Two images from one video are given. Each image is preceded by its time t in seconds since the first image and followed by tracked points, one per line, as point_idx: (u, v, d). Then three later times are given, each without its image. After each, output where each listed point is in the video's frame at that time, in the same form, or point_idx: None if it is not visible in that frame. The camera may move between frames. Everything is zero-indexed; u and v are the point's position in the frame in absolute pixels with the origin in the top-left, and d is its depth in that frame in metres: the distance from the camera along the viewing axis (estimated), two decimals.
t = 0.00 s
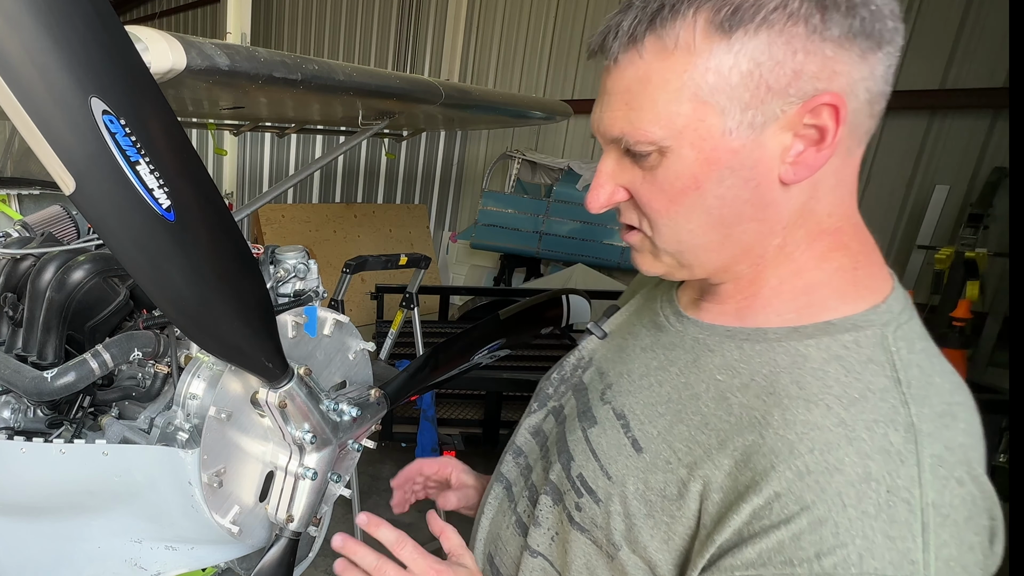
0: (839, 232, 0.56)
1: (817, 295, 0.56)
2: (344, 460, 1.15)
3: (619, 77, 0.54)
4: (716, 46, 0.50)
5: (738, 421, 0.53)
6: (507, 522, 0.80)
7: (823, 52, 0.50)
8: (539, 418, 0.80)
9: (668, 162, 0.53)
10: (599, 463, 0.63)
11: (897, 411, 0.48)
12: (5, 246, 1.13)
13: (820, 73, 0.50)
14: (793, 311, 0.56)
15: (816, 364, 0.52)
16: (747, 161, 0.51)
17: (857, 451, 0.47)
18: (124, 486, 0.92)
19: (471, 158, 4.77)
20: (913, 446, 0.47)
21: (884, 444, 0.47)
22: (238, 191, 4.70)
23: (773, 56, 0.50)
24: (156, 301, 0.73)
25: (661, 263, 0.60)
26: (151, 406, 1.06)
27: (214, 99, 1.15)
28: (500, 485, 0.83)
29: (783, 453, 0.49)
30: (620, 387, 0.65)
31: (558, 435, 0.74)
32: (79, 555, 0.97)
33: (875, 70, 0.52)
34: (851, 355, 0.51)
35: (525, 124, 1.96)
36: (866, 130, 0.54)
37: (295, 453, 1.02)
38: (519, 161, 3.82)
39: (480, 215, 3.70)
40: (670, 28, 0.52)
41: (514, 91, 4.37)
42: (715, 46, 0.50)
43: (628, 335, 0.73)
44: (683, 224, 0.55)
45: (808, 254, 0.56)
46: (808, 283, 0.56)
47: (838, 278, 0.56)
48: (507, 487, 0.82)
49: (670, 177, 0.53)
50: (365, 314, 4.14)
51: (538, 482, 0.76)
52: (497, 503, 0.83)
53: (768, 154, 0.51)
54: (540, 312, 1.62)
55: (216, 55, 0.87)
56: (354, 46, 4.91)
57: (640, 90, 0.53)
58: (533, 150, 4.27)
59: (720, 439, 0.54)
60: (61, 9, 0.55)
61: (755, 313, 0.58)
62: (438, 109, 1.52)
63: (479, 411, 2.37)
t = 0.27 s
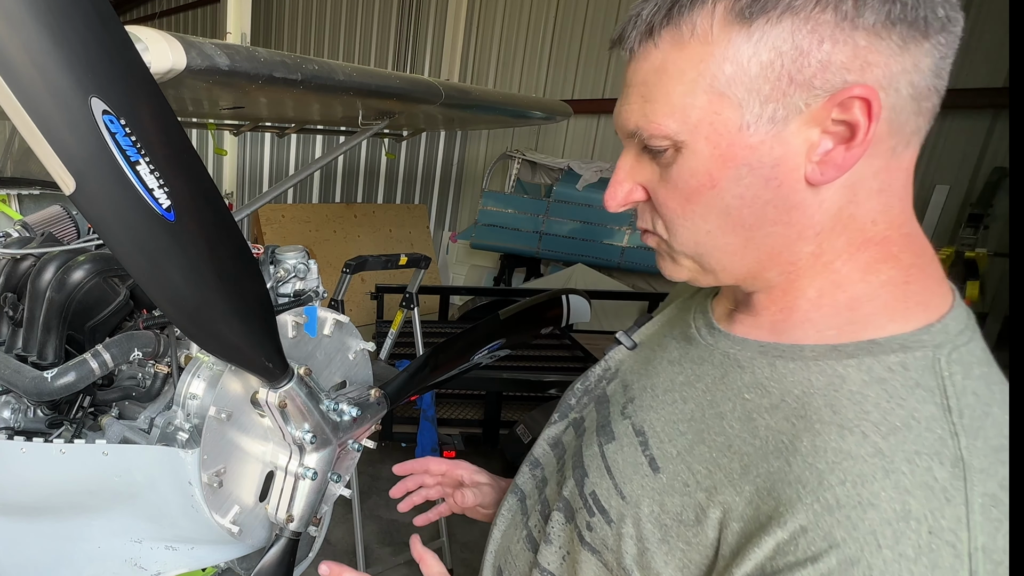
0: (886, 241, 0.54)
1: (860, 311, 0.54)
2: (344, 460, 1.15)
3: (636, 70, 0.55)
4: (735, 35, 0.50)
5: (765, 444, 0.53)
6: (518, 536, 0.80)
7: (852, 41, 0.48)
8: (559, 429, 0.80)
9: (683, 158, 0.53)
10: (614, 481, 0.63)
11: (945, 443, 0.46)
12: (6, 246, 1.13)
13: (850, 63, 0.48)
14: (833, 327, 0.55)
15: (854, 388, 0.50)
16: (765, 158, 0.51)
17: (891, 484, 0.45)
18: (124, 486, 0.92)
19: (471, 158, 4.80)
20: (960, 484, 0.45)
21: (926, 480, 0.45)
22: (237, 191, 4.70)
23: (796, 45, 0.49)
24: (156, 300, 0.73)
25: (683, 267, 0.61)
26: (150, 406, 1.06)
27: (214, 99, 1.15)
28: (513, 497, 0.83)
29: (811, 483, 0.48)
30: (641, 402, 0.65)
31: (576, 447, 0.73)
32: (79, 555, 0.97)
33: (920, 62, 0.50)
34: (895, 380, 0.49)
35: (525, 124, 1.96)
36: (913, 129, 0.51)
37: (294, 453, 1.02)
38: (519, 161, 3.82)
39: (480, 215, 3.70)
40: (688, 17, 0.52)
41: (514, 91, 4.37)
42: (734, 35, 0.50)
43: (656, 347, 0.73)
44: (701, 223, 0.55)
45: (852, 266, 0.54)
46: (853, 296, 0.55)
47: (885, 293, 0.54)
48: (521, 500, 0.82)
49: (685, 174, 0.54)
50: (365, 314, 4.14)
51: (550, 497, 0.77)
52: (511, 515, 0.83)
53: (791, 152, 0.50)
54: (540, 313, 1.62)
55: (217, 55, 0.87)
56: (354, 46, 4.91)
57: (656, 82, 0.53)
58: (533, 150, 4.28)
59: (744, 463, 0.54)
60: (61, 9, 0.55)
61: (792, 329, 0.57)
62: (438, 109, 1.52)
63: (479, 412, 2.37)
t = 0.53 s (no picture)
0: (916, 251, 0.51)
1: (887, 326, 0.52)
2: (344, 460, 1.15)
3: (647, 68, 0.55)
4: (748, 32, 0.49)
5: (776, 466, 0.51)
6: (525, 547, 0.82)
7: (873, 38, 0.46)
8: (570, 438, 0.81)
9: (692, 160, 0.53)
10: (619, 497, 0.63)
11: (970, 471, 0.43)
12: (6, 246, 1.13)
13: (873, 62, 0.46)
14: (856, 343, 0.53)
15: (873, 410, 0.48)
16: (778, 161, 0.50)
17: (905, 514, 0.44)
18: (124, 486, 0.92)
19: (471, 158, 4.80)
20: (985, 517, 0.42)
21: (945, 511, 0.43)
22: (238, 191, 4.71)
23: (814, 43, 0.47)
24: (156, 300, 0.73)
25: (696, 273, 0.60)
26: (150, 406, 1.06)
27: (214, 99, 1.15)
28: (524, 506, 0.85)
29: (821, 509, 0.46)
30: (653, 417, 0.65)
31: (586, 459, 0.74)
32: (79, 555, 0.97)
33: (953, 62, 0.47)
34: (919, 402, 0.47)
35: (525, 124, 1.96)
36: (944, 133, 0.49)
37: (294, 453, 1.02)
38: (519, 161, 3.82)
39: (480, 215, 3.70)
40: (700, 13, 0.51)
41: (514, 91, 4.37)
42: (747, 32, 0.49)
43: (673, 357, 0.73)
44: (711, 228, 0.55)
45: (878, 278, 0.52)
46: (883, 310, 0.52)
47: (917, 307, 0.51)
48: (531, 510, 0.84)
49: (694, 177, 0.53)
50: (364, 314, 4.14)
51: (557, 507, 0.78)
52: (520, 524, 0.85)
53: (805, 156, 0.49)
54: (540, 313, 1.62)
55: (216, 55, 0.87)
56: (354, 46, 4.91)
57: (666, 80, 0.53)
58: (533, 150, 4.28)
59: (753, 484, 0.53)
60: (61, 9, 0.55)
61: (813, 343, 0.56)
62: (438, 109, 1.52)
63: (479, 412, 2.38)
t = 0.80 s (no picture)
0: (930, 256, 0.50)
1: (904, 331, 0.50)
2: (344, 460, 1.16)
3: (651, 73, 0.54)
4: (755, 38, 0.49)
5: (786, 475, 0.49)
6: (530, 554, 0.81)
7: (882, 43, 0.46)
8: (576, 443, 0.81)
9: (700, 167, 0.52)
10: (625, 504, 0.60)
11: (990, 486, 0.41)
12: (6, 246, 1.13)
13: (886, 67, 0.46)
14: (871, 350, 0.51)
15: (889, 417, 0.47)
16: (788, 169, 0.49)
17: (917, 526, 0.42)
18: (124, 486, 0.92)
19: (471, 158, 4.81)
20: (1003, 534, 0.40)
21: (960, 524, 0.41)
22: (238, 191, 4.71)
23: (824, 49, 0.47)
24: (156, 300, 0.73)
25: (710, 282, 0.60)
26: (150, 406, 1.06)
27: (214, 99, 1.15)
28: (528, 512, 0.84)
29: (832, 516, 0.45)
30: (660, 423, 0.63)
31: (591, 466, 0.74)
32: (79, 555, 0.97)
33: (970, 65, 0.46)
34: (937, 411, 0.46)
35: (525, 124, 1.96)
36: (959, 138, 0.47)
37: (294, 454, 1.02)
38: (519, 161, 3.82)
39: (480, 215, 3.70)
40: (705, 19, 0.51)
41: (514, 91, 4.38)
42: (755, 37, 0.49)
43: (681, 361, 0.72)
44: (721, 235, 0.54)
45: (893, 284, 0.51)
46: (904, 312, 0.51)
47: (933, 316, 0.49)
48: (535, 515, 0.83)
49: (702, 185, 0.53)
50: (364, 314, 4.14)
51: (563, 512, 0.77)
52: (524, 530, 0.84)
53: (817, 164, 0.49)
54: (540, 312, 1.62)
55: (217, 55, 0.87)
56: (354, 46, 4.91)
57: (671, 86, 0.52)
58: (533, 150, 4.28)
59: (761, 491, 0.51)
60: (63, 10, 0.56)
61: (825, 350, 0.54)
62: (438, 110, 1.52)
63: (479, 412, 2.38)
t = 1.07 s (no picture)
0: (916, 252, 0.57)
1: (891, 322, 0.58)
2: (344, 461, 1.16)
3: (646, 78, 0.59)
4: (746, 45, 0.54)
5: (782, 464, 0.58)
6: (529, 549, 0.87)
7: (868, 50, 0.51)
8: (573, 439, 0.86)
9: (692, 168, 0.58)
10: (623, 497, 0.69)
11: (976, 469, 0.49)
12: (5, 246, 1.13)
13: (870, 73, 0.51)
14: (860, 343, 0.59)
15: (881, 408, 0.54)
16: (774, 171, 0.55)
17: (904, 507, 0.49)
18: (124, 486, 0.92)
19: (471, 158, 4.81)
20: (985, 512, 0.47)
21: (944, 504, 0.48)
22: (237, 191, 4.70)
23: (811, 54, 0.52)
24: (156, 300, 0.73)
25: (699, 273, 0.66)
26: (150, 406, 1.06)
27: (214, 99, 1.15)
28: (527, 506, 0.90)
29: (822, 498, 0.52)
30: (655, 418, 0.72)
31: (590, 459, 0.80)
32: (79, 555, 0.97)
33: (950, 70, 0.52)
34: (926, 400, 0.53)
35: (525, 124, 1.96)
36: (940, 139, 0.54)
37: (294, 454, 1.02)
38: (519, 161, 3.82)
39: (480, 215, 3.70)
40: (697, 26, 0.56)
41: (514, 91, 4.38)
42: (745, 44, 0.54)
43: (674, 357, 0.80)
44: (711, 233, 0.60)
45: (878, 280, 0.59)
46: (888, 306, 0.58)
47: (918, 306, 0.57)
48: (533, 512, 0.89)
49: (695, 185, 0.59)
50: (364, 314, 4.15)
51: (560, 508, 0.83)
52: (523, 524, 0.90)
53: (804, 165, 0.55)
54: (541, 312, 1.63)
55: (217, 55, 0.87)
56: (354, 46, 4.91)
57: (665, 91, 0.58)
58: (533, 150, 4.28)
59: (756, 478, 0.59)
60: (62, 10, 0.56)
61: (818, 342, 0.62)
62: (437, 109, 1.52)
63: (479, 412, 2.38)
